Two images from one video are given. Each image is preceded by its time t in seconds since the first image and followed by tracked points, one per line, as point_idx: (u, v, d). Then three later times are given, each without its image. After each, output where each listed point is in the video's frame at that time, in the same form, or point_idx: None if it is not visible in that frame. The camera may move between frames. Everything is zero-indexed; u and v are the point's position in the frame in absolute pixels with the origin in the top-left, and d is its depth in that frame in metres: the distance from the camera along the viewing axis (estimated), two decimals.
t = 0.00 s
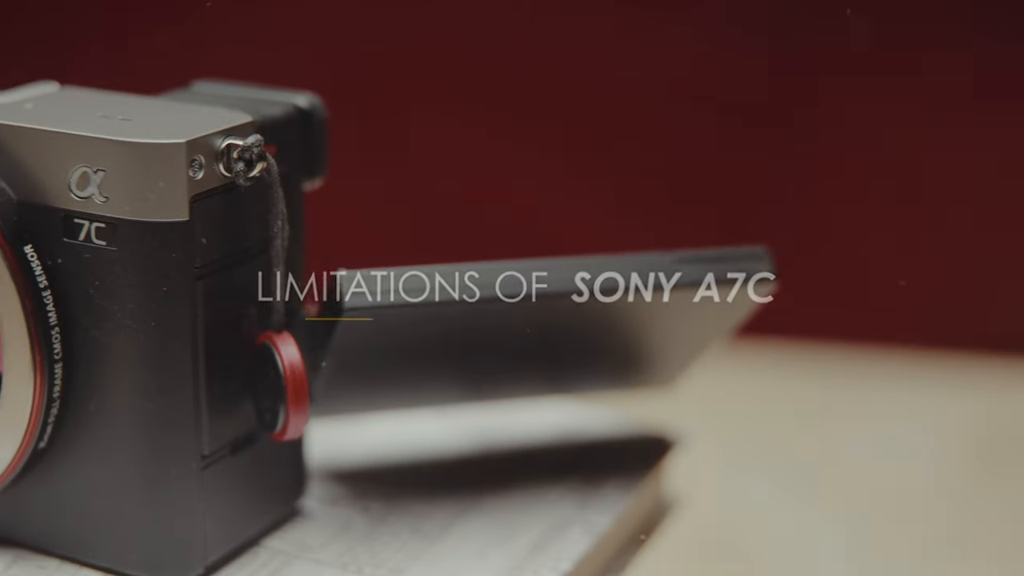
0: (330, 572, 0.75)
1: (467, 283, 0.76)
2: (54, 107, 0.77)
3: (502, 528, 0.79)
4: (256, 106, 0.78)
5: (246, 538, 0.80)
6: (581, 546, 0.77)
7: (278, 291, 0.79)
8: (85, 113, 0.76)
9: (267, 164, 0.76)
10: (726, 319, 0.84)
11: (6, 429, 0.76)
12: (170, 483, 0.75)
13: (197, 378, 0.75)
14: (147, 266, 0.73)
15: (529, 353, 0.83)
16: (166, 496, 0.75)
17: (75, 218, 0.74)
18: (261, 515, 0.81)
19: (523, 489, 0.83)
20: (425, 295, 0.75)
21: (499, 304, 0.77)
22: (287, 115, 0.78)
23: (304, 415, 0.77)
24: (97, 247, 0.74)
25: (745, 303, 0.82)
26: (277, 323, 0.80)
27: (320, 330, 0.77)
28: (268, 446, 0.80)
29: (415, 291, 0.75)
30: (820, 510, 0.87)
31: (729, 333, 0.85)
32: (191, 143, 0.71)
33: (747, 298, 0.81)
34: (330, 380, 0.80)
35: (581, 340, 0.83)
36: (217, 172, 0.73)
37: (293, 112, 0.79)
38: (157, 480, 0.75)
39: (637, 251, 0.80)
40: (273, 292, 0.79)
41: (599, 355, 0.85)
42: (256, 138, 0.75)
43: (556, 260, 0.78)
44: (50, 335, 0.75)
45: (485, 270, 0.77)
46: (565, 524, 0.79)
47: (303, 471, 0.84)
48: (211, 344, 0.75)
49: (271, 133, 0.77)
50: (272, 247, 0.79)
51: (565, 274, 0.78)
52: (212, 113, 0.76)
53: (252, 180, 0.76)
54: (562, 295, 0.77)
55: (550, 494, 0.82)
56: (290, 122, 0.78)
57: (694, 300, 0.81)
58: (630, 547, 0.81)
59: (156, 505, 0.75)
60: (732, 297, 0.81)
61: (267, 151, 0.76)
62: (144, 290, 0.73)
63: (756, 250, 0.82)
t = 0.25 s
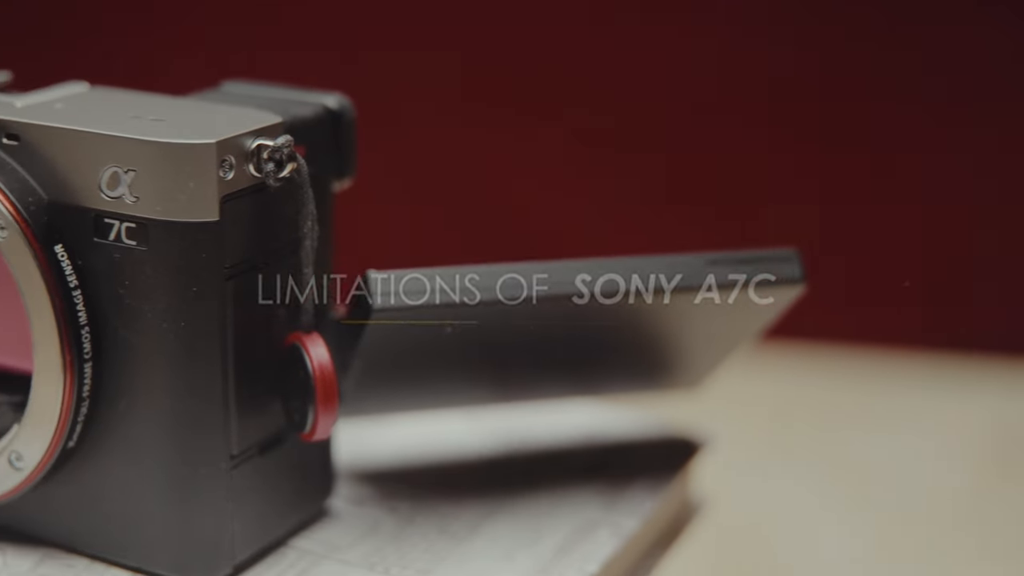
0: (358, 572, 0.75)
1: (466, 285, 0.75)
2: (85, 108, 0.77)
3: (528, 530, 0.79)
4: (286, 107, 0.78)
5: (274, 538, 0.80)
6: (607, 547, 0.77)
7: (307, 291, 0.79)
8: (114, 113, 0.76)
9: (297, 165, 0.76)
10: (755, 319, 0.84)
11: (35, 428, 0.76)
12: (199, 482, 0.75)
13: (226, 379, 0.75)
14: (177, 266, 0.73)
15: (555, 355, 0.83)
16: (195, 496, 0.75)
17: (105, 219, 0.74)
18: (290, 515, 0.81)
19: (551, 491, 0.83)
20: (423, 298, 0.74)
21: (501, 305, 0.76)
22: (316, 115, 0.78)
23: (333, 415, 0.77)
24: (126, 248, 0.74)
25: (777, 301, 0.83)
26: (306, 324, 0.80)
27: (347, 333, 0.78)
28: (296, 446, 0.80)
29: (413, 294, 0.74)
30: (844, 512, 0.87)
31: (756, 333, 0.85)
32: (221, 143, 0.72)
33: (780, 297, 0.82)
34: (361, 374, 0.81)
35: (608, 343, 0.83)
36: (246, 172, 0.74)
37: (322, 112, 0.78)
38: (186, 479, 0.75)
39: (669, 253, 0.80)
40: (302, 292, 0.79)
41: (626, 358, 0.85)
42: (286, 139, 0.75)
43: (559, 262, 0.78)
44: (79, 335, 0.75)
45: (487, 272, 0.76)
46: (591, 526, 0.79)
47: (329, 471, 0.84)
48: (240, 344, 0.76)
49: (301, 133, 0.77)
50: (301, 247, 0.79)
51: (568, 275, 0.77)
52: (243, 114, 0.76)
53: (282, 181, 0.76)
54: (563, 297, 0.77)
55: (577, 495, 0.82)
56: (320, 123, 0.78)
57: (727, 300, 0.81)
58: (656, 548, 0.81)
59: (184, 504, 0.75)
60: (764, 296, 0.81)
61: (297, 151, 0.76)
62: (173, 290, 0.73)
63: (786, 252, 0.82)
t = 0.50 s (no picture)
0: (390, 573, 0.75)
1: (475, 287, 0.76)
2: (120, 107, 0.77)
3: (560, 532, 0.79)
4: (320, 107, 0.78)
5: (307, 538, 0.80)
6: (640, 548, 0.77)
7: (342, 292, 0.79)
8: (150, 113, 0.76)
9: (331, 166, 0.76)
10: (788, 322, 0.83)
11: (69, 427, 0.76)
12: (232, 482, 0.75)
13: (260, 378, 0.75)
14: (212, 266, 0.73)
15: (587, 357, 0.83)
16: (229, 495, 0.75)
17: (140, 218, 0.74)
18: (323, 515, 0.81)
19: (582, 494, 0.83)
20: (431, 298, 0.75)
21: (508, 307, 0.76)
22: (351, 116, 0.78)
23: (367, 416, 0.77)
24: (161, 248, 0.74)
25: (811, 305, 0.82)
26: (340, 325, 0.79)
27: (381, 331, 0.78)
28: (329, 446, 0.81)
29: (423, 293, 0.75)
30: (874, 514, 0.87)
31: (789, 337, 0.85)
32: (257, 144, 0.72)
33: (814, 300, 0.81)
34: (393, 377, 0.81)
35: (640, 345, 0.83)
36: (281, 173, 0.74)
37: (357, 113, 0.78)
38: (219, 479, 0.75)
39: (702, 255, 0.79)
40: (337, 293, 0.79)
41: (658, 360, 0.85)
42: (321, 140, 0.75)
43: (565, 266, 0.78)
44: (114, 334, 0.75)
45: (493, 274, 0.76)
46: (624, 528, 0.79)
47: (361, 472, 0.84)
48: (274, 345, 0.76)
49: (336, 134, 0.77)
50: (334, 249, 0.79)
51: (575, 279, 0.78)
52: (278, 115, 0.76)
53: (316, 182, 0.76)
54: (569, 298, 0.77)
55: (609, 497, 0.82)
56: (355, 124, 0.78)
57: (758, 303, 0.80)
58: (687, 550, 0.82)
59: (218, 504, 0.76)
60: (796, 298, 0.81)
61: (332, 152, 0.76)
62: (208, 291, 0.73)
63: (820, 255, 0.81)
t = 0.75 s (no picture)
0: (430, 574, 0.76)
1: (520, 289, 0.76)
2: (164, 107, 0.77)
3: (600, 535, 0.79)
4: (363, 108, 0.78)
5: (347, 539, 0.80)
6: (680, 552, 0.77)
7: (384, 293, 0.79)
8: (194, 113, 0.76)
9: (376, 167, 0.76)
10: (829, 326, 0.83)
11: (111, 426, 0.76)
12: (273, 482, 0.76)
13: (302, 379, 0.75)
14: (255, 267, 0.73)
15: (629, 359, 0.83)
16: (270, 496, 0.76)
17: (184, 218, 0.75)
18: (362, 516, 0.81)
19: (621, 497, 0.83)
20: (476, 300, 0.75)
21: (549, 310, 0.77)
22: (395, 117, 0.78)
23: (409, 416, 0.77)
24: (205, 248, 0.74)
25: (852, 308, 0.82)
26: (382, 325, 0.80)
27: (423, 333, 0.78)
28: (369, 447, 0.81)
29: (468, 296, 0.75)
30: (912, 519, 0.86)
31: (829, 340, 0.85)
32: (301, 145, 0.72)
33: (855, 302, 0.81)
34: (433, 378, 0.80)
35: (681, 348, 0.83)
36: (325, 174, 0.74)
37: (400, 114, 0.79)
38: (261, 479, 0.75)
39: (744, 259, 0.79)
40: (379, 294, 0.79)
41: (698, 362, 0.85)
42: (365, 141, 0.75)
43: (603, 269, 0.78)
44: (157, 333, 0.76)
45: (536, 277, 0.77)
46: (662, 531, 0.79)
47: (402, 472, 0.84)
48: (316, 345, 0.76)
49: (379, 136, 0.77)
50: (378, 250, 0.79)
51: (614, 283, 0.78)
52: (322, 115, 0.76)
53: (360, 183, 0.76)
54: (608, 302, 0.77)
55: (648, 500, 0.82)
56: (398, 125, 0.78)
57: (800, 305, 0.80)
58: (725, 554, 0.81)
59: (259, 504, 0.76)
60: (837, 301, 0.81)
61: (376, 154, 0.76)
62: (251, 291, 0.74)
63: (861, 258, 0.81)
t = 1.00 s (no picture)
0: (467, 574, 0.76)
1: (557, 291, 0.76)
2: (203, 108, 0.77)
3: (636, 538, 0.79)
4: (402, 109, 0.78)
5: (384, 540, 0.80)
6: (716, 554, 0.77)
7: (422, 294, 0.79)
8: (233, 114, 0.77)
9: (415, 169, 0.76)
10: (867, 330, 0.83)
11: (149, 425, 0.76)
12: (311, 482, 0.76)
13: (340, 379, 0.75)
14: (293, 268, 0.73)
15: (665, 361, 0.83)
16: (307, 497, 0.76)
17: (223, 219, 0.75)
18: (399, 517, 0.81)
19: (657, 499, 0.82)
20: (515, 301, 0.75)
21: (587, 312, 0.77)
22: (434, 118, 0.78)
23: (446, 418, 0.77)
24: (245, 248, 0.74)
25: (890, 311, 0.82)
26: (420, 326, 0.79)
27: (460, 334, 0.78)
28: (407, 447, 0.81)
29: (506, 297, 0.75)
30: (947, 524, 0.86)
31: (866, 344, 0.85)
32: (341, 145, 0.72)
33: (892, 306, 0.81)
34: (469, 379, 0.80)
35: (717, 351, 0.83)
36: (365, 174, 0.74)
37: (439, 116, 0.79)
38: (298, 480, 0.75)
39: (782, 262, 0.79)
40: (417, 295, 0.79)
41: (735, 366, 0.85)
42: (404, 142, 0.75)
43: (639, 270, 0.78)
44: (196, 333, 0.76)
45: (573, 279, 0.77)
46: (699, 534, 0.79)
47: (438, 473, 0.83)
48: (354, 346, 0.76)
49: (418, 137, 0.77)
50: (416, 251, 0.79)
51: (650, 286, 0.78)
52: (361, 116, 0.76)
53: (399, 184, 0.76)
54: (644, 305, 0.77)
55: (684, 503, 0.82)
56: (437, 126, 0.78)
57: (837, 308, 0.80)
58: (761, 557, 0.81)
59: (297, 503, 0.76)
60: (875, 304, 0.80)
61: (415, 155, 0.76)
62: (290, 292, 0.74)
63: (900, 262, 0.81)
